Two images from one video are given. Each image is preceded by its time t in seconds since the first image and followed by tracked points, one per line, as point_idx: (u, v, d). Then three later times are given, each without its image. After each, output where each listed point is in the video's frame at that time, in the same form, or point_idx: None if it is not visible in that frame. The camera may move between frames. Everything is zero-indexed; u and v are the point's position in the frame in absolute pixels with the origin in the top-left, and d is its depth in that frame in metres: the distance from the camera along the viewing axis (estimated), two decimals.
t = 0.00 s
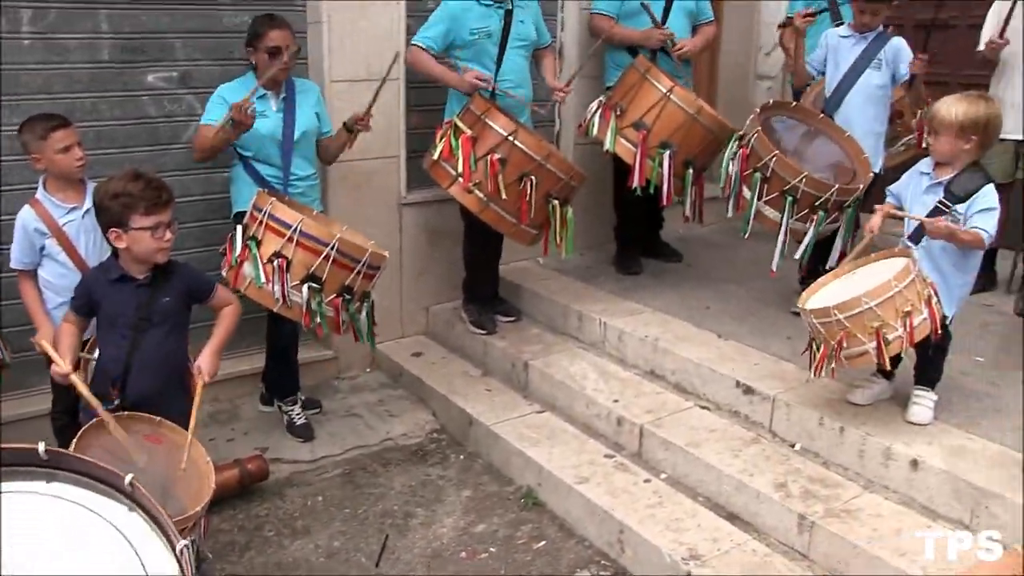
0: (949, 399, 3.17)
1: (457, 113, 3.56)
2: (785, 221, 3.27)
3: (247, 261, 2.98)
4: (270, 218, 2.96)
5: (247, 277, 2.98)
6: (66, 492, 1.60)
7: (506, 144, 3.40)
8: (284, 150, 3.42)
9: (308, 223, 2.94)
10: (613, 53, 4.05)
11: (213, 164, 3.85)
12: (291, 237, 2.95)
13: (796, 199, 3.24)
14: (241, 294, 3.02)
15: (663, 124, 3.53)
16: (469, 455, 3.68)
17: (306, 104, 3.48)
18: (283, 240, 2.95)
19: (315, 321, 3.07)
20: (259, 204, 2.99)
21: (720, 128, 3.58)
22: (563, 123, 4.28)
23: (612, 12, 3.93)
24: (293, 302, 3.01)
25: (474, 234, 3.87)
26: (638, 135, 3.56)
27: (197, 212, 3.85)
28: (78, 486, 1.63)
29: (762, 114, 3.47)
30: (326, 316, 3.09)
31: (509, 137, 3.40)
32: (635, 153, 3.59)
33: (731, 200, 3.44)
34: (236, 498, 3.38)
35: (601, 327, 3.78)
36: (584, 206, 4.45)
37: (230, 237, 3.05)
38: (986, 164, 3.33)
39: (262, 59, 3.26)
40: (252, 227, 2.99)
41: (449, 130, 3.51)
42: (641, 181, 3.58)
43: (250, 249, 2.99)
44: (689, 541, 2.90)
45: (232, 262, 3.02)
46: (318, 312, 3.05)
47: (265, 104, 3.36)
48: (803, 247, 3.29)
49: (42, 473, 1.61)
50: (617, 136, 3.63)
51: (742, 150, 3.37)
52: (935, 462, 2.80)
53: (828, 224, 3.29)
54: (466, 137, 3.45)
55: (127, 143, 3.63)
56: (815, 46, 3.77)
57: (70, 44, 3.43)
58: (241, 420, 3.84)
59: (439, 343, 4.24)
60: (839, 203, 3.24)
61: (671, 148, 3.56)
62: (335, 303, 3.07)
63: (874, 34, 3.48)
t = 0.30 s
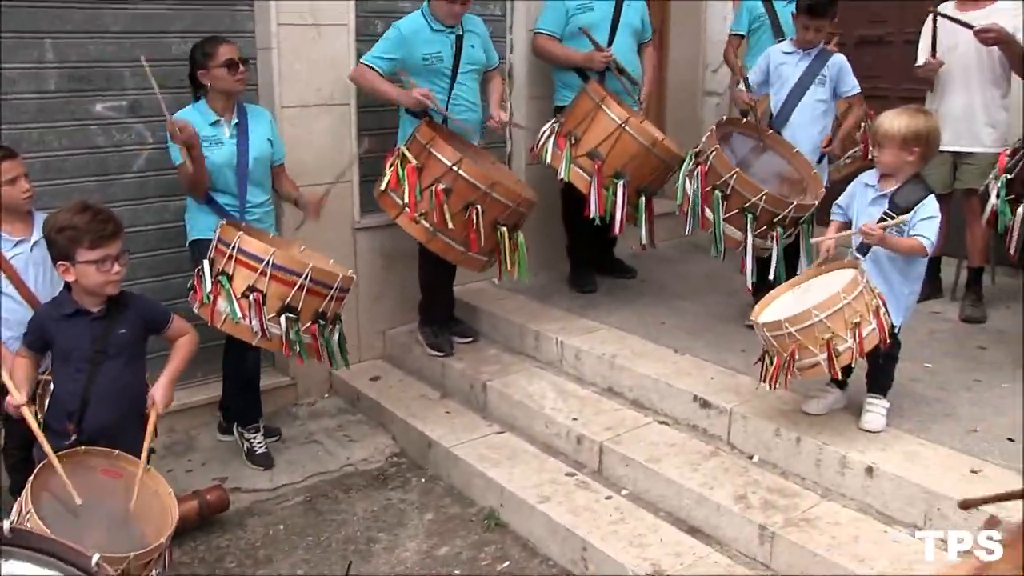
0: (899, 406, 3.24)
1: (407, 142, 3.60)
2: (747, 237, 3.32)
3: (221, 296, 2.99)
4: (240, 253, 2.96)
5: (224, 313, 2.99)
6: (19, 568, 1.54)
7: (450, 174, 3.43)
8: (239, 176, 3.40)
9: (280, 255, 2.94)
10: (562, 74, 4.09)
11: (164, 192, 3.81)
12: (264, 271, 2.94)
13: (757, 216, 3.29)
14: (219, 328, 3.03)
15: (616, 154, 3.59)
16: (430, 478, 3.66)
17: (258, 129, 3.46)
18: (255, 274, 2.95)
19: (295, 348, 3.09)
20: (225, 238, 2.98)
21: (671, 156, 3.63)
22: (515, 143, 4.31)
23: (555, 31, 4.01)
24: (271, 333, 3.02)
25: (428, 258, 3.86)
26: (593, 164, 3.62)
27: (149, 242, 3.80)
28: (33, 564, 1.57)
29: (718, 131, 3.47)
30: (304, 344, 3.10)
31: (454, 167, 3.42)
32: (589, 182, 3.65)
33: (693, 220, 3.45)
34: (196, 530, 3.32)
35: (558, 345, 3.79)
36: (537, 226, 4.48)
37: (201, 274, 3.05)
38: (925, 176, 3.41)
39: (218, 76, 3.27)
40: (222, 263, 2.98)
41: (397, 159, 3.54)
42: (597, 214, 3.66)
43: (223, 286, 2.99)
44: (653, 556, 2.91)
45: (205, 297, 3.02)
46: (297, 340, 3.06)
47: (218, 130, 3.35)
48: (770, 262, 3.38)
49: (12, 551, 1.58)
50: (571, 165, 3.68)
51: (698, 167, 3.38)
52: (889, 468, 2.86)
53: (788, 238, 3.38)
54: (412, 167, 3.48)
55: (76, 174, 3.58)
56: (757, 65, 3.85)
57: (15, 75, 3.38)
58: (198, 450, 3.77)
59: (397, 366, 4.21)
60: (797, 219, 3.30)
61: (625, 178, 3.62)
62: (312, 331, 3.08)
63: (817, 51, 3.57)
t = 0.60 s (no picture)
0: (872, 414, 3.28)
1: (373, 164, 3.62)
2: (712, 250, 3.35)
3: (209, 320, 3.09)
4: (229, 276, 3.08)
5: (211, 337, 3.09)
6: None
7: (414, 198, 3.43)
8: (212, 205, 3.39)
9: (270, 278, 3.10)
10: (530, 95, 4.10)
11: (135, 223, 3.78)
12: (254, 294, 3.08)
13: (721, 228, 3.33)
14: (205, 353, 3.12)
15: (593, 172, 3.63)
16: (410, 502, 3.65)
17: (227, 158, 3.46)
18: (246, 297, 3.08)
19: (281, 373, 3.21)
20: (213, 263, 3.09)
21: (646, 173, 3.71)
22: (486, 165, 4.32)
23: (521, 53, 4.03)
24: (260, 358, 3.15)
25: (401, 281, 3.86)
26: (570, 184, 3.64)
27: (121, 274, 3.78)
28: None
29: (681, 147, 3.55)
30: (291, 369, 3.24)
31: (418, 191, 3.43)
32: (567, 203, 3.67)
33: (659, 234, 3.47)
34: (175, 564, 3.28)
35: (534, 365, 3.80)
36: (509, 247, 4.50)
37: (186, 298, 3.14)
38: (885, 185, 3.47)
39: (185, 106, 3.26)
40: (209, 287, 3.09)
41: (362, 182, 3.54)
42: (574, 230, 3.68)
43: (211, 310, 3.09)
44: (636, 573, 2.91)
45: (191, 322, 3.12)
46: (284, 365, 3.20)
47: (187, 160, 3.35)
48: (733, 274, 3.40)
49: None
50: (548, 185, 3.68)
51: (664, 181, 3.42)
52: (864, 476, 2.89)
53: (753, 251, 3.40)
54: (376, 191, 3.47)
55: (45, 207, 3.55)
56: (719, 78, 3.90)
57: None
58: (176, 482, 3.73)
59: (374, 390, 4.19)
60: (761, 231, 3.36)
61: (602, 197, 3.66)
62: (299, 356, 3.23)
63: (777, 66, 3.63)
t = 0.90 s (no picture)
0: (835, 431, 3.33)
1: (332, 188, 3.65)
2: (664, 278, 3.39)
3: (191, 357, 3.16)
4: (207, 312, 3.15)
5: (195, 374, 3.15)
6: None
7: (378, 214, 3.45)
8: (171, 239, 3.38)
9: (250, 311, 3.18)
10: (493, 120, 4.11)
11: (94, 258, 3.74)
12: (235, 327, 3.16)
13: (673, 258, 3.35)
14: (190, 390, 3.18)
15: (563, 191, 3.61)
16: (381, 533, 3.63)
17: (187, 191, 3.45)
18: (227, 331, 3.16)
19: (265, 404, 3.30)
20: (189, 300, 3.16)
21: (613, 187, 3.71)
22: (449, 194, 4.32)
23: (484, 79, 4.05)
24: (245, 391, 3.22)
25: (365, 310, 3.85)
26: (541, 205, 3.61)
27: (80, 309, 3.73)
28: None
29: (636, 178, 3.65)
30: (275, 399, 3.32)
31: (381, 208, 3.45)
32: (539, 224, 3.64)
33: (610, 267, 3.53)
34: None
35: (501, 392, 3.81)
36: (473, 273, 4.51)
37: (162, 337, 3.18)
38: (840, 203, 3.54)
39: (144, 139, 3.25)
40: (187, 323, 3.15)
41: (323, 203, 3.55)
42: (551, 251, 3.64)
43: (192, 346, 3.15)
44: None
45: (170, 360, 3.16)
46: (269, 395, 3.28)
47: (146, 194, 3.33)
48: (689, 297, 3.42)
49: None
50: (522, 207, 3.64)
51: (615, 215, 3.48)
52: (829, 492, 2.93)
53: (708, 276, 3.41)
54: (339, 211, 3.49)
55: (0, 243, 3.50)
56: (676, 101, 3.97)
57: None
58: (141, 520, 3.67)
59: (341, 421, 4.17)
60: (714, 256, 3.36)
61: (573, 215, 3.64)
62: (282, 386, 3.33)
63: (726, 92, 3.73)
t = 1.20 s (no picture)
0: (780, 443, 3.37)
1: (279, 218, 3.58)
2: (597, 298, 3.40)
3: (142, 386, 3.10)
4: (158, 339, 3.11)
5: (147, 403, 3.10)
6: None
7: (327, 257, 3.41)
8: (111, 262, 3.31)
9: (202, 337, 3.16)
10: (440, 140, 4.10)
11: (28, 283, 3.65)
12: (188, 354, 3.13)
13: (604, 277, 3.37)
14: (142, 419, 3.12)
15: (512, 210, 3.62)
16: (330, 556, 3.57)
17: (125, 214, 3.39)
18: (179, 358, 3.12)
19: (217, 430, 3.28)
20: (139, 327, 3.10)
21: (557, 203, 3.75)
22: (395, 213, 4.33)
23: (431, 98, 4.04)
24: (198, 418, 3.20)
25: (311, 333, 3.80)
26: (490, 223, 3.61)
27: (15, 335, 3.63)
28: None
29: (573, 195, 3.67)
30: (227, 424, 3.31)
31: (331, 250, 3.41)
32: (488, 242, 3.64)
33: (546, 284, 3.60)
34: None
35: (449, 411, 3.79)
36: (420, 292, 4.49)
37: (110, 365, 3.11)
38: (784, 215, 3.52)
39: (83, 157, 3.18)
40: (137, 352, 3.10)
41: (271, 236, 3.48)
42: (493, 265, 3.66)
43: (143, 375, 3.10)
44: None
45: (120, 390, 3.09)
46: (221, 420, 3.27)
47: (84, 216, 3.25)
48: (620, 320, 3.45)
49: None
50: (469, 226, 3.62)
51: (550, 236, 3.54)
52: (775, 503, 2.97)
53: (641, 295, 3.44)
54: (288, 248, 3.43)
55: None
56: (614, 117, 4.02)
57: None
58: (81, 552, 3.57)
59: (288, 443, 4.11)
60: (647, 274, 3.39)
61: (520, 233, 3.65)
62: (234, 410, 3.32)
63: (665, 110, 3.79)
